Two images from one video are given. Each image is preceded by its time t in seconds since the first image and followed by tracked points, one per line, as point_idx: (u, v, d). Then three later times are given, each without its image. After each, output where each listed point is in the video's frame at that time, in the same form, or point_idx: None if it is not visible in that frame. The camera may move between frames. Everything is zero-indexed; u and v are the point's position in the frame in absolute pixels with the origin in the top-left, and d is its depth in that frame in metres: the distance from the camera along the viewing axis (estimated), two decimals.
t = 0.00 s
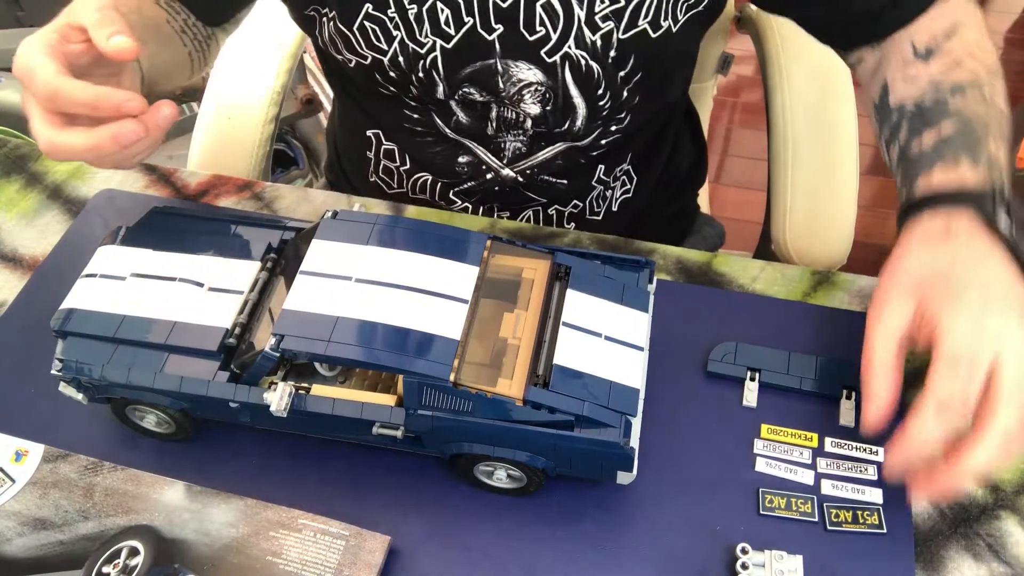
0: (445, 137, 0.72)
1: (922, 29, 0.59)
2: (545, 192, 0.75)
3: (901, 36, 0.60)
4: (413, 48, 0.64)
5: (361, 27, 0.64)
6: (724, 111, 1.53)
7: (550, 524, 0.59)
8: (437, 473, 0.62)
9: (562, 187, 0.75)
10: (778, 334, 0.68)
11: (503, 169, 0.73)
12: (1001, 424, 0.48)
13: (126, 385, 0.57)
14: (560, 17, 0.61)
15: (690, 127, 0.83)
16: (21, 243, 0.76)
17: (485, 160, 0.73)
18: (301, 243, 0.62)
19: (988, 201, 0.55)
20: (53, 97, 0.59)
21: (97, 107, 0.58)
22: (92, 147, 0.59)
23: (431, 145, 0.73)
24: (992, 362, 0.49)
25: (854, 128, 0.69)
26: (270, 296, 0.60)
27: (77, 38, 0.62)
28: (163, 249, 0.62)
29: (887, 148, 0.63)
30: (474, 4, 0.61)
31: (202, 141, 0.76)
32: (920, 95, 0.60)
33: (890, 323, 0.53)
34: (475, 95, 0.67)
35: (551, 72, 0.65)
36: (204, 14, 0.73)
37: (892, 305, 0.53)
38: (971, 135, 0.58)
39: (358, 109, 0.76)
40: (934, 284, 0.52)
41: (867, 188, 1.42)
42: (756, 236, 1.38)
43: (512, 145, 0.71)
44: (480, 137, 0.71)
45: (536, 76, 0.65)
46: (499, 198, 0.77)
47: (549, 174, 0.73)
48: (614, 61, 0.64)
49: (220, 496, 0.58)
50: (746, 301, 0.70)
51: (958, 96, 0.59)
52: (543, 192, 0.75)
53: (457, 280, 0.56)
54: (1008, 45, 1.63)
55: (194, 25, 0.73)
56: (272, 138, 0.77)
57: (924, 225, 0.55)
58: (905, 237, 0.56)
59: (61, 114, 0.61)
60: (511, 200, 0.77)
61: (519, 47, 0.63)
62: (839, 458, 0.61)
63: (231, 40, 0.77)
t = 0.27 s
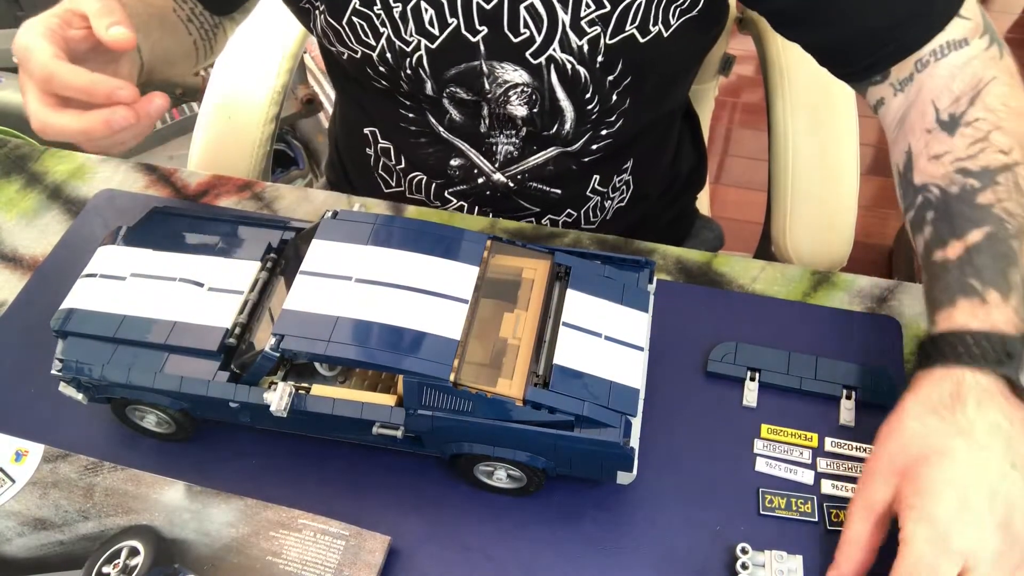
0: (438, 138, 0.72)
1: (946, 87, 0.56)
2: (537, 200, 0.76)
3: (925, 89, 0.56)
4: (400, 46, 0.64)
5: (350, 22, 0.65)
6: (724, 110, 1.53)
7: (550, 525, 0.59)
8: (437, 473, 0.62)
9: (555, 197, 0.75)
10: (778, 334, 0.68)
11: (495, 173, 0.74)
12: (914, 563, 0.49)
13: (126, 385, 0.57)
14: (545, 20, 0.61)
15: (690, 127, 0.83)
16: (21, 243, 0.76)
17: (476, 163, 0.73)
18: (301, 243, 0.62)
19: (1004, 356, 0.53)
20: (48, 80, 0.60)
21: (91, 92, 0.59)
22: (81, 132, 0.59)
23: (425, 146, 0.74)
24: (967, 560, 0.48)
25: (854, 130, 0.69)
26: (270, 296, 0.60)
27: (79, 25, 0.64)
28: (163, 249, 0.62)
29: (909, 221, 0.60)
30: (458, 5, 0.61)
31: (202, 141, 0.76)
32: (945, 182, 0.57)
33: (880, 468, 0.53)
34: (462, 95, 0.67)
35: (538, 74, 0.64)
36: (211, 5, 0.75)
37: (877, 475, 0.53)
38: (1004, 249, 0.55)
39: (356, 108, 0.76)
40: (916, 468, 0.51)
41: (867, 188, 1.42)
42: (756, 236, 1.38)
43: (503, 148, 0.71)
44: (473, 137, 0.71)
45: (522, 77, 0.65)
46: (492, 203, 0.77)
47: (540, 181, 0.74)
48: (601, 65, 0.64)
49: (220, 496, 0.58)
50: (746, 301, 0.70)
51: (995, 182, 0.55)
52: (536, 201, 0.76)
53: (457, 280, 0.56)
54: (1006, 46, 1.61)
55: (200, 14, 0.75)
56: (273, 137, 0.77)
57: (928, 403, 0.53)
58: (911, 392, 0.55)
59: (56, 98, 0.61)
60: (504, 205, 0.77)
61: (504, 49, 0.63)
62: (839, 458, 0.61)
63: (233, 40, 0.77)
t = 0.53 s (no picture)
0: (435, 141, 0.72)
1: (957, 79, 0.56)
2: (533, 205, 0.76)
3: (935, 81, 0.56)
4: (396, 50, 0.64)
5: (346, 26, 0.65)
6: (724, 110, 1.53)
7: (550, 525, 0.59)
8: (437, 473, 0.62)
9: (552, 202, 0.75)
10: (778, 334, 0.68)
11: (491, 178, 0.74)
12: (941, 549, 0.49)
13: (125, 385, 0.57)
14: (540, 24, 0.61)
15: (690, 127, 0.83)
16: (21, 243, 0.76)
17: (473, 168, 0.73)
18: (301, 243, 0.61)
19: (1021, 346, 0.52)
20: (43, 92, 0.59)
21: (85, 105, 0.59)
22: (78, 144, 0.59)
23: (423, 149, 0.74)
24: (996, 549, 0.48)
25: (852, 130, 0.69)
26: (270, 296, 0.60)
27: (73, 36, 0.63)
28: (163, 249, 0.62)
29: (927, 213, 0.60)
30: (454, 8, 0.61)
31: (202, 141, 0.76)
32: (964, 172, 0.56)
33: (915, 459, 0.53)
34: (458, 99, 0.67)
35: (534, 77, 0.64)
36: (206, 9, 0.73)
37: (909, 464, 0.53)
38: None
39: (353, 110, 0.76)
40: (951, 459, 0.51)
41: (867, 188, 1.42)
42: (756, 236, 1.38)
43: (499, 152, 0.71)
44: (470, 140, 0.71)
45: (518, 80, 0.65)
46: (489, 207, 0.77)
47: (537, 186, 0.74)
48: (598, 70, 0.64)
49: (220, 496, 0.58)
50: (746, 301, 0.70)
51: (1015, 171, 0.55)
52: (533, 206, 0.76)
53: (457, 280, 0.56)
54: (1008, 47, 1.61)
55: (195, 18, 0.74)
56: (272, 137, 0.77)
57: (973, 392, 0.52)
58: (951, 380, 0.54)
59: (52, 109, 0.61)
60: (501, 210, 0.77)
61: (500, 52, 0.63)
62: (839, 458, 0.61)
63: (233, 40, 0.77)
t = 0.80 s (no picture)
0: (437, 141, 0.72)
1: (953, 78, 0.56)
2: (535, 204, 0.76)
3: (931, 82, 0.56)
4: (399, 51, 0.64)
5: (349, 28, 0.65)
6: (724, 110, 1.53)
7: (550, 525, 0.59)
8: (437, 474, 0.62)
9: (554, 201, 0.75)
10: (778, 334, 0.68)
11: (493, 178, 0.74)
12: (936, 538, 0.49)
13: (126, 385, 0.57)
14: (544, 24, 0.61)
15: (690, 127, 0.83)
16: (21, 243, 0.76)
17: (474, 168, 0.73)
18: (301, 243, 0.61)
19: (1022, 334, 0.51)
20: (56, 94, 0.59)
21: (99, 108, 0.58)
22: (91, 145, 0.59)
23: (425, 150, 0.74)
24: (988, 538, 0.48)
25: (852, 130, 0.69)
26: (270, 296, 0.60)
27: (85, 37, 0.63)
28: (162, 249, 0.62)
29: (924, 213, 0.59)
30: (458, 9, 0.61)
31: (202, 141, 0.77)
32: (959, 170, 0.56)
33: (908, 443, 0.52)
34: (461, 100, 0.67)
35: (537, 78, 0.64)
36: (210, 11, 0.74)
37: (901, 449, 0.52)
38: None
39: (354, 111, 0.76)
40: (946, 446, 0.51)
41: (867, 188, 1.42)
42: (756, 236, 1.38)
43: (502, 153, 0.71)
44: (472, 141, 0.71)
45: (521, 81, 0.65)
46: (491, 207, 0.77)
47: (539, 186, 0.74)
48: (601, 71, 0.64)
49: (220, 496, 0.58)
50: (746, 301, 0.70)
51: (1011, 167, 0.54)
52: (534, 205, 0.76)
53: (457, 280, 0.56)
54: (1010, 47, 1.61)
55: (200, 21, 0.73)
56: (273, 137, 0.77)
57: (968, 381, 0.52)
58: (949, 369, 0.54)
59: (63, 110, 0.61)
60: (502, 210, 0.77)
61: (504, 53, 0.63)
62: (839, 459, 0.61)
63: (234, 42, 0.77)
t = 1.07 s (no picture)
0: (440, 140, 0.72)
1: (940, 87, 0.55)
2: (537, 203, 0.76)
3: (921, 90, 0.56)
4: (403, 48, 0.64)
5: (353, 24, 0.65)
6: (724, 110, 1.53)
7: (550, 525, 0.59)
8: (437, 473, 0.62)
9: (555, 200, 0.75)
10: (778, 334, 0.68)
11: (495, 177, 0.74)
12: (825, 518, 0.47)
13: (126, 385, 0.57)
14: (548, 23, 0.61)
15: (690, 127, 0.83)
16: (21, 243, 0.76)
17: (476, 167, 0.73)
18: (301, 243, 0.61)
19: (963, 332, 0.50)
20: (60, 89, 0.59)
21: (102, 103, 0.59)
22: (93, 140, 0.59)
23: (427, 149, 0.74)
24: (877, 522, 0.46)
25: (853, 130, 0.69)
26: (270, 296, 0.60)
27: (90, 33, 0.63)
28: (162, 249, 0.62)
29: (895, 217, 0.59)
30: (462, 7, 0.61)
31: (203, 140, 0.77)
32: (928, 175, 0.56)
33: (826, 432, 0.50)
34: (464, 98, 0.67)
35: (540, 77, 0.64)
36: (215, 8, 0.74)
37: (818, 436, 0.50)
38: (978, 234, 0.53)
39: (357, 110, 0.76)
40: (854, 432, 0.49)
41: (867, 188, 1.42)
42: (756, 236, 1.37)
43: (504, 151, 0.71)
44: (474, 140, 0.71)
45: (525, 79, 0.65)
46: (493, 206, 0.77)
47: (541, 185, 0.74)
48: (605, 71, 0.64)
49: (221, 496, 0.58)
50: (746, 300, 0.70)
51: (977, 173, 0.54)
52: (536, 204, 0.76)
53: (457, 280, 0.56)
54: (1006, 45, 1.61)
55: (203, 17, 0.74)
56: (273, 137, 0.77)
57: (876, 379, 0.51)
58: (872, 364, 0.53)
59: (67, 105, 0.61)
60: (504, 208, 0.77)
61: (508, 51, 0.63)
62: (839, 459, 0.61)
63: (234, 41, 0.77)
